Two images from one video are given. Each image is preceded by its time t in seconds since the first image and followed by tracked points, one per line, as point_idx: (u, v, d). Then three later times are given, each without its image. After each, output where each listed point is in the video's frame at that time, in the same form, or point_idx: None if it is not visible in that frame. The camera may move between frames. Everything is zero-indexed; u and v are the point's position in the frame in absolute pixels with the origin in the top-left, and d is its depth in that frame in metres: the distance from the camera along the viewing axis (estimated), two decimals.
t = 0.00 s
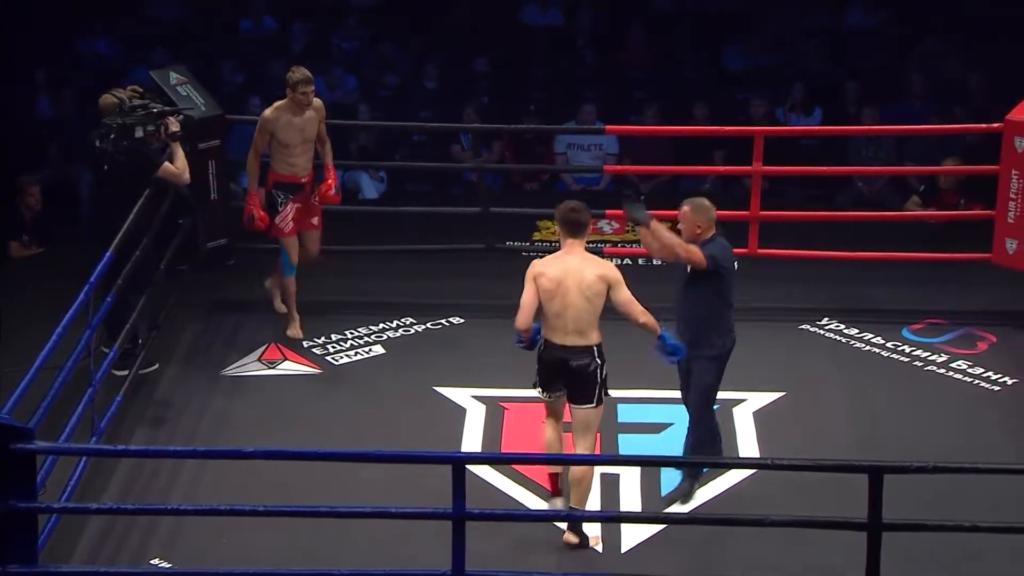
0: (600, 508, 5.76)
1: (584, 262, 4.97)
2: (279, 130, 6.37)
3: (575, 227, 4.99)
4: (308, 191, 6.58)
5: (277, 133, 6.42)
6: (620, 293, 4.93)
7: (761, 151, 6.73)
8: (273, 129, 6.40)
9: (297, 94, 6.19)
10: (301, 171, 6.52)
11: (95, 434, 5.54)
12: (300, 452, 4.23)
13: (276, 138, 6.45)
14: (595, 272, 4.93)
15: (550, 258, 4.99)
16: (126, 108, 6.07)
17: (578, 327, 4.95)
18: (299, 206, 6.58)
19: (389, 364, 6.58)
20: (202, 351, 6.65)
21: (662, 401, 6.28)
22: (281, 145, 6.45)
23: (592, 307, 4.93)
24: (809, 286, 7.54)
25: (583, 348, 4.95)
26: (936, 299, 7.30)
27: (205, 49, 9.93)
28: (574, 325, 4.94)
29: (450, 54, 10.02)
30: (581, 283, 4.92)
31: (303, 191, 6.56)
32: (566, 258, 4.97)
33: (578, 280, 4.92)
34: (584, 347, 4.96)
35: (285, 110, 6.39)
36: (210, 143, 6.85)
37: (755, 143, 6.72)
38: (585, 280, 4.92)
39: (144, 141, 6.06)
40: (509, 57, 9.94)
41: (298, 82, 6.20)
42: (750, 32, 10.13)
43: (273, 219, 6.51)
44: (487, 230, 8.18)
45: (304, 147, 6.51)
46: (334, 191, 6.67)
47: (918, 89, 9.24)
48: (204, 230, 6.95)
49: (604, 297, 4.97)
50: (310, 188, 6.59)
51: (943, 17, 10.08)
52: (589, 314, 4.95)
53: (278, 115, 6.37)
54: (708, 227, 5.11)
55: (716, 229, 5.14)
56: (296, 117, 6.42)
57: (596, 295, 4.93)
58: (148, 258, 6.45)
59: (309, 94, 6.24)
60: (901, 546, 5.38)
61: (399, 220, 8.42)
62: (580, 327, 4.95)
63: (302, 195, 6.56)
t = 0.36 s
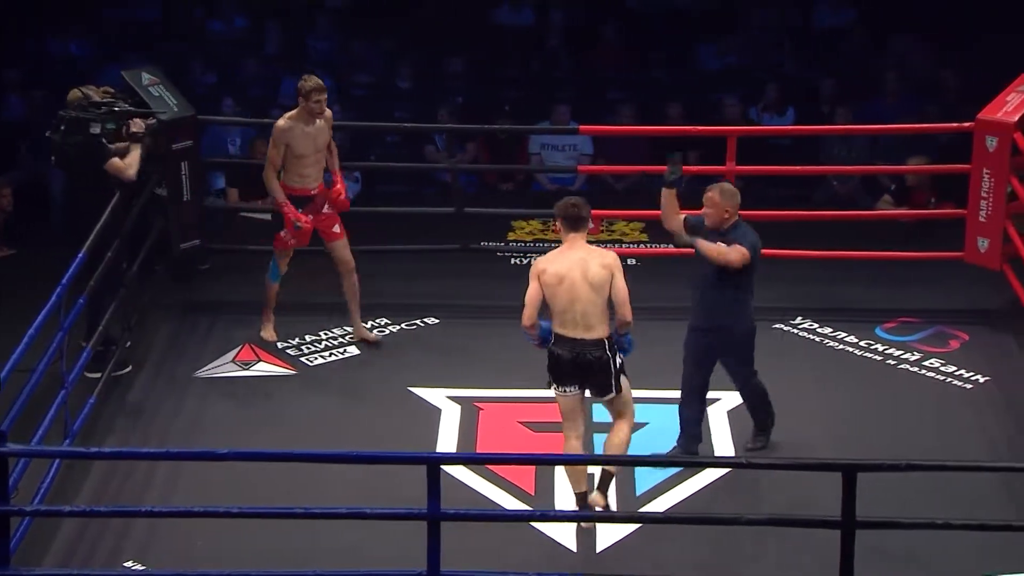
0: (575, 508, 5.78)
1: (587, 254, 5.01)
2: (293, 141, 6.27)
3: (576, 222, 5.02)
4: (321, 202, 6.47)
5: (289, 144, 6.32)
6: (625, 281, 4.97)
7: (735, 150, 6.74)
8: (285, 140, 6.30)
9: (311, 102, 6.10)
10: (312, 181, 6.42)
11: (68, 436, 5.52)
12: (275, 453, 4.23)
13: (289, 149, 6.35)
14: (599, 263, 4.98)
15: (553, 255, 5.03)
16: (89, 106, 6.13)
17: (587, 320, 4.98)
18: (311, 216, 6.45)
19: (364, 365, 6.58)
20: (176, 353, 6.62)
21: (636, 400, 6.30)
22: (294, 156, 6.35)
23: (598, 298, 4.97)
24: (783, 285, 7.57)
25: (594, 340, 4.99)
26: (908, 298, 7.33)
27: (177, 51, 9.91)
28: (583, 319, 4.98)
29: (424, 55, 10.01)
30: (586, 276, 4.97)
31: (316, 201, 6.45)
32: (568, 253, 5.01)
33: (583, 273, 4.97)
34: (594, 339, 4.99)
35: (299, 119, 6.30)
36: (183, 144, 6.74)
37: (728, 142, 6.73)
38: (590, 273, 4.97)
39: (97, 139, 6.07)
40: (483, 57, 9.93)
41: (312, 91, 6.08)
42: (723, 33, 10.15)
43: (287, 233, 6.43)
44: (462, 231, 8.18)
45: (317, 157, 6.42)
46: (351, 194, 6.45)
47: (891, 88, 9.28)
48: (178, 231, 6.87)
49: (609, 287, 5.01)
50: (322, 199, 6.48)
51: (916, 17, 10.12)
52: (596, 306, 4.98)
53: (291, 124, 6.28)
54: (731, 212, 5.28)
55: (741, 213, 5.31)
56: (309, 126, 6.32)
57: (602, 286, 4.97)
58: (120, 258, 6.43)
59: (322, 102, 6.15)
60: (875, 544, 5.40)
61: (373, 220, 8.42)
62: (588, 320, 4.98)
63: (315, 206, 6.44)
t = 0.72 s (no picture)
0: (547, 508, 5.78)
1: (591, 243, 5.11)
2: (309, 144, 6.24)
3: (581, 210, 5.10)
4: (336, 212, 6.34)
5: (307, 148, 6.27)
6: (628, 270, 5.10)
7: (705, 149, 6.74)
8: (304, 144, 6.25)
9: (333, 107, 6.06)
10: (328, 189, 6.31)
11: (37, 439, 5.49)
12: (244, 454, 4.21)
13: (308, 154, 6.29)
14: (604, 251, 5.10)
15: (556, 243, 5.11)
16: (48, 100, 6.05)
17: (590, 306, 5.07)
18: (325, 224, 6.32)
19: (335, 366, 6.56)
20: (146, 355, 6.60)
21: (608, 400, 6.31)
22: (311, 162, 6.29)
23: (603, 285, 5.07)
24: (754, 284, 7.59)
25: (595, 326, 5.09)
26: (878, 297, 7.36)
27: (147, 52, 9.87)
28: (585, 304, 5.06)
29: (394, 56, 9.98)
30: (592, 264, 5.07)
31: (331, 210, 6.33)
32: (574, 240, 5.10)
33: (589, 260, 5.07)
34: (594, 324, 5.09)
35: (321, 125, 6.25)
36: (153, 145, 6.73)
37: (698, 141, 6.74)
38: (596, 261, 5.07)
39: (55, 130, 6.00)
40: (454, 58, 9.92)
41: (337, 97, 6.05)
42: (694, 33, 10.17)
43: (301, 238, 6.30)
44: (434, 231, 8.17)
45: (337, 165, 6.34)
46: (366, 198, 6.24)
47: (860, 89, 9.31)
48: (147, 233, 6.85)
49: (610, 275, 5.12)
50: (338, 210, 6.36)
51: (885, 19, 10.16)
52: (599, 293, 5.08)
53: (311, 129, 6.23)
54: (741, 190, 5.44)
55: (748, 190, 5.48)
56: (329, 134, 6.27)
57: (608, 274, 5.07)
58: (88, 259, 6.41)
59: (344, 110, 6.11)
60: (846, 541, 5.42)
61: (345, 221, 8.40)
62: (590, 306, 5.08)
63: (330, 214, 6.32)
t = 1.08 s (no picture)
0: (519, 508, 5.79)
1: (553, 232, 5.18)
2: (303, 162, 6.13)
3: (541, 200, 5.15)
4: (343, 226, 6.22)
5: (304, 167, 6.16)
6: (590, 258, 5.19)
7: (675, 149, 6.75)
8: (301, 164, 6.16)
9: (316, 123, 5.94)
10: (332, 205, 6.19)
11: (5, 442, 5.46)
12: (215, 456, 4.19)
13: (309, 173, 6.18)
14: (565, 242, 5.16)
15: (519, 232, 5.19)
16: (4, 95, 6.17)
17: (553, 295, 5.17)
18: (331, 241, 6.22)
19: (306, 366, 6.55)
20: (116, 359, 6.54)
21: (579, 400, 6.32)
22: (309, 180, 6.17)
23: (564, 275, 5.15)
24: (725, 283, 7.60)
25: (558, 313, 5.18)
26: (849, 295, 7.39)
27: (115, 53, 9.82)
28: (546, 293, 5.16)
29: (364, 56, 9.97)
30: (553, 255, 5.15)
31: (337, 226, 6.21)
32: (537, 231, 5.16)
33: (549, 251, 5.15)
34: (557, 312, 5.18)
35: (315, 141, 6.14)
36: (123, 146, 6.67)
37: (669, 141, 6.75)
38: (557, 252, 5.15)
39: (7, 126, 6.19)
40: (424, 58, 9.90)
41: (320, 111, 5.94)
42: (663, 32, 10.18)
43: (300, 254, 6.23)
44: (406, 232, 8.17)
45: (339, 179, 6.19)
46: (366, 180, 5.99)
47: (829, 88, 9.34)
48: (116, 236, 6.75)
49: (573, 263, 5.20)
50: (345, 225, 6.23)
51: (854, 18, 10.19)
52: (561, 282, 5.17)
53: (305, 147, 6.14)
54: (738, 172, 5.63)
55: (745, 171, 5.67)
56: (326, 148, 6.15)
57: (569, 264, 5.16)
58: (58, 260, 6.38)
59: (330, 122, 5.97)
60: (818, 538, 5.44)
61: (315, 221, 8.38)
62: (552, 294, 5.18)
63: (335, 230, 6.21)
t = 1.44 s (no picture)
0: (499, 509, 5.79)
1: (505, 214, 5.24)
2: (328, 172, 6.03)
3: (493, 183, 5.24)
4: (359, 243, 6.14)
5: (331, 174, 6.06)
6: (545, 237, 5.14)
7: (654, 150, 6.75)
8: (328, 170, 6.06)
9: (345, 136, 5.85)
10: (351, 220, 6.11)
11: None
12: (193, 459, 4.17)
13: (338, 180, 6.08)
14: (516, 221, 5.21)
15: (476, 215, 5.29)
16: None
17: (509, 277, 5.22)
18: (346, 255, 6.15)
19: (286, 368, 6.54)
20: (94, 362, 6.51)
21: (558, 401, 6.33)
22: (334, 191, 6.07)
23: (515, 255, 5.20)
24: (704, 284, 7.62)
25: (514, 296, 5.22)
26: (827, 295, 7.41)
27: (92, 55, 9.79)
28: (499, 275, 5.23)
29: (342, 56, 9.94)
30: (503, 235, 5.21)
31: (352, 242, 6.14)
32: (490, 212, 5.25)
33: (501, 232, 5.22)
34: (514, 294, 5.22)
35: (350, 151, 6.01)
36: (99, 148, 6.62)
37: (647, 142, 6.76)
38: (506, 232, 5.21)
39: None
40: (403, 59, 9.88)
41: (352, 125, 5.81)
42: (641, 33, 10.18)
43: (314, 261, 6.19)
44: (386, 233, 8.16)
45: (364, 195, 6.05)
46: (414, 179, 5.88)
47: (807, 88, 9.36)
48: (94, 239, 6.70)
49: (528, 244, 5.25)
50: (362, 241, 6.15)
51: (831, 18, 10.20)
52: (515, 263, 5.22)
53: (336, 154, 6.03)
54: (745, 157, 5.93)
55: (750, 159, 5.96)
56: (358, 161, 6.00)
57: (520, 244, 5.21)
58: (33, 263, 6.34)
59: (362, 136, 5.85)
60: (798, 539, 5.45)
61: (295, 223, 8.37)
62: (507, 275, 5.23)
63: (350, 245, 6.13)
